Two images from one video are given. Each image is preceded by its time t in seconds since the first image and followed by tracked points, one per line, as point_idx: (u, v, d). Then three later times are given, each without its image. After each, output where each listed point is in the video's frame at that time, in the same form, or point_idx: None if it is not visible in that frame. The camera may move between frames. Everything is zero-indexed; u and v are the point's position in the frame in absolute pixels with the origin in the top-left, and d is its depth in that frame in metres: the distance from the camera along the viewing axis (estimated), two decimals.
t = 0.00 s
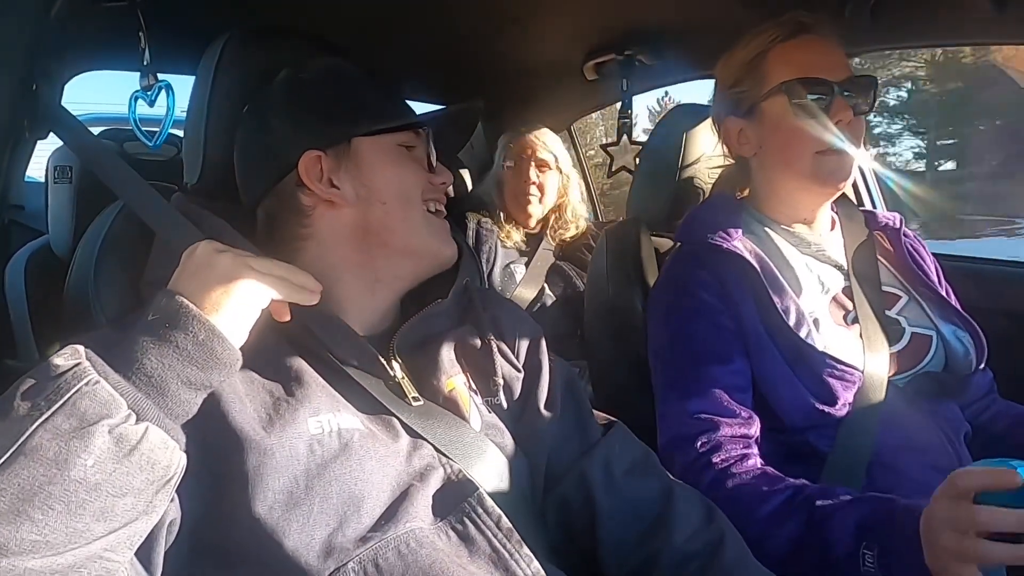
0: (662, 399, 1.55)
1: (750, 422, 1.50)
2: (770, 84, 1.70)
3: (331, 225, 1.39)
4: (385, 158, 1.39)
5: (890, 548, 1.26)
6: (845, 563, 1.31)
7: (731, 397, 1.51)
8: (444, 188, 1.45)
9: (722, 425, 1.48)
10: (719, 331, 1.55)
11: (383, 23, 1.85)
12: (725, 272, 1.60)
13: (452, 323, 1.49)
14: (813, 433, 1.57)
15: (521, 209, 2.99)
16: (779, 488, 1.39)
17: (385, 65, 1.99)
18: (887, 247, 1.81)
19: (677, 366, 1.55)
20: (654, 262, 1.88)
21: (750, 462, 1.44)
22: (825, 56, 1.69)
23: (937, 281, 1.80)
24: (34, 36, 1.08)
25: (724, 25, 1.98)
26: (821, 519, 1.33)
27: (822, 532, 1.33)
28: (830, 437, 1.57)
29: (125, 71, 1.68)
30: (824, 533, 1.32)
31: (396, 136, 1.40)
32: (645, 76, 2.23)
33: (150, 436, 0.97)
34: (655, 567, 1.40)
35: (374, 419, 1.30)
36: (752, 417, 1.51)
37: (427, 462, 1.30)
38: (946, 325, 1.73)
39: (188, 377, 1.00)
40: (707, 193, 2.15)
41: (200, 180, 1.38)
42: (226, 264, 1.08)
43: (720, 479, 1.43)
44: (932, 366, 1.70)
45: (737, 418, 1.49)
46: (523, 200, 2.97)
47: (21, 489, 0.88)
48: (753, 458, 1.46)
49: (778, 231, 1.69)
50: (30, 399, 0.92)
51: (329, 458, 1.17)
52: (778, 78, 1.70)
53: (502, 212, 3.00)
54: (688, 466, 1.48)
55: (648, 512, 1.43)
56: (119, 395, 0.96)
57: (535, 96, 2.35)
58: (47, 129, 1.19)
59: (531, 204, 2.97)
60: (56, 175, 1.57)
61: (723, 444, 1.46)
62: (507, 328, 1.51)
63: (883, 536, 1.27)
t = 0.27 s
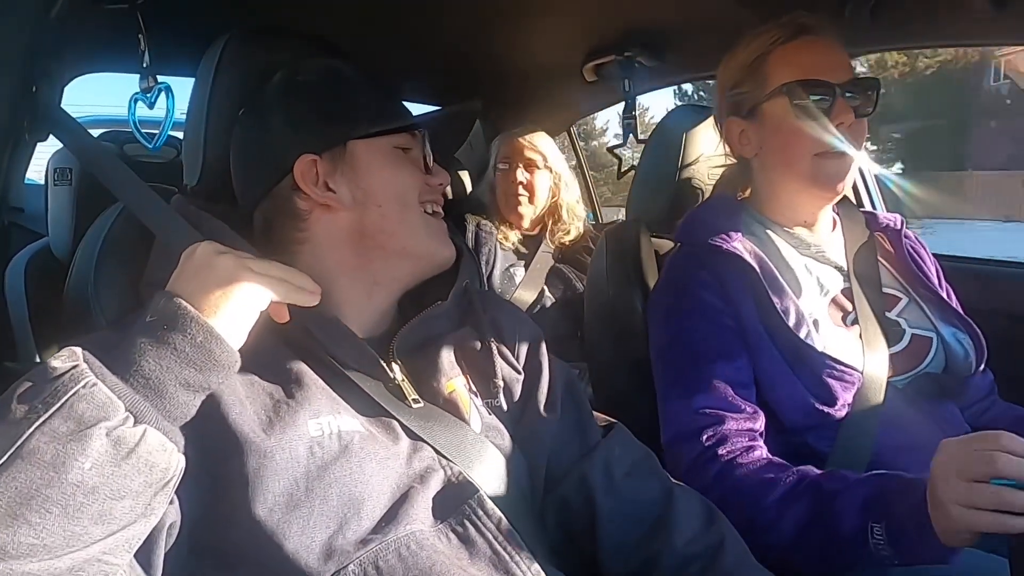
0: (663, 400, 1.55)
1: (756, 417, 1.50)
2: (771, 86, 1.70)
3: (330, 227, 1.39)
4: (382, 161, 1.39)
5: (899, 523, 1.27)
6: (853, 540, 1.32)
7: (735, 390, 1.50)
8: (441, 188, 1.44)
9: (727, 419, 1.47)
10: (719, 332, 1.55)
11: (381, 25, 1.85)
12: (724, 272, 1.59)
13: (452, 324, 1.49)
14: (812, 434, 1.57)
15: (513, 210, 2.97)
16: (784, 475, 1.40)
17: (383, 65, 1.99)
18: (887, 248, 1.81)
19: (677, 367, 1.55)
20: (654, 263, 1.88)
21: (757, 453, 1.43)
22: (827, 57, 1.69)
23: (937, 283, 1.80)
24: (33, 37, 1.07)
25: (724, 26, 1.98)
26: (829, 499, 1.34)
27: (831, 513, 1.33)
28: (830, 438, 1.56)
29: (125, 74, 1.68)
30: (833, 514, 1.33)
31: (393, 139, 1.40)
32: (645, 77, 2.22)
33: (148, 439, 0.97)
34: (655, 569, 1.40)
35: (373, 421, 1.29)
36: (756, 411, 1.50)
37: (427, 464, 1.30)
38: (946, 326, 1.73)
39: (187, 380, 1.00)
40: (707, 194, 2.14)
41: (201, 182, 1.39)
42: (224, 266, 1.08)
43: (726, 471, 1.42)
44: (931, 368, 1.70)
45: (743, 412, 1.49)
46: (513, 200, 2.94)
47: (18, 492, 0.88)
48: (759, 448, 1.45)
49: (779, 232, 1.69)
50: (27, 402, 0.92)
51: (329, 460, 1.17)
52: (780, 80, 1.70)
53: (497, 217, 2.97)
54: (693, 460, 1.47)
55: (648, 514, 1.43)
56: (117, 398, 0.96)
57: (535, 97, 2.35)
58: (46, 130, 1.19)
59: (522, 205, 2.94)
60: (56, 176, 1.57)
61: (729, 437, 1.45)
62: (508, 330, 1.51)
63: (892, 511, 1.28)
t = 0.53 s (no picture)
0: (662, 399, 1.55)
1: (757, 409, 1.49)
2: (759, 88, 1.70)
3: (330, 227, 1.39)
4: (382, 161, 1.39)
5: (902, 503, 1.22)
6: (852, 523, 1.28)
7: (737, 381, 1.51)
8: (441, 189, 1.43)
9: (730, 410, 1.47)
10: (716, 331, 1.55)
11: (380, 24, 1.85)
12: (721, 271, 1.59)
13: (452, 324, 1.50)
14: (811, 433, 1.56)
15: (514, 207, 2.99)
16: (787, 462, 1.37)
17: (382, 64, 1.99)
18: (887, 246, 1.81)
19: (675, 366, 1.55)
20: (653, 263, 1.88)
21: (760, 442, 1.42)
22: (812, 56, 1.69)
23: (937, 281, 1.80)
24: (32, 37, 1.07)
25: (725, 26, 1.98)
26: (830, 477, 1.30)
27: (830, 493, 1.29)
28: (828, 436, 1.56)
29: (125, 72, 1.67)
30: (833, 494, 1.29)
31: (392, 139, 1.40)
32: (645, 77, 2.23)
33: (144, 438, 0.96)
34: (654, 568, 1.40)
35: (373, 420, 1.29)
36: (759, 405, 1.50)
37: (427, 464, 1.30)
38: (945, 324, 1.73)
39: (183, 377, 0.99)
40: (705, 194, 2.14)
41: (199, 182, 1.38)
42: (222, 266, 1.08)
43: (729, 459, 1.40)
44: (931, 366, 1.70)
45: (744, 404, 1.49)
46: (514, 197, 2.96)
47: (14, 493, 0.88)
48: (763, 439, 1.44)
49: (777, 232, 1.69)
50: (21, 402, 0.92)
51: (329, 460, 1.17)
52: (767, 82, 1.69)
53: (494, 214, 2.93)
54: (696, 452, 1.46)
55: (648, 513, 1.43)
56: (113, 397, 0.95)
57: (534, 96, 2.35)
58: (44, 130, 1.19)
59: (524, 201, 2.96)
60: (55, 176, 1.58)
61: (732, 427, 1.44)
62: (508, 330, 1.51)
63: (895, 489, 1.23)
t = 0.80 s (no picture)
0: (662, 399, 1.55)
1: (756, 407, 1.50)
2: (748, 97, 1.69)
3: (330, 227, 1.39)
4: (386, 161, 1.39)
5: (898, 497, 1.21)
6: (849, 517, 1.26)
7: (738, 381, 1.51)
8: (440, 190, 1.45)
9: (728, 408, 1.46)
10: (716, 330, 1.54)
11: (380, 23, 1.85)
12: (722, 270, 1.59)
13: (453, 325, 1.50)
14: (811, 433, 1.56)
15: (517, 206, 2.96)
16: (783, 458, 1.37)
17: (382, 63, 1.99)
18: (891, 244, 1.80)
19: (676, 365, 1.55)
20: (653, 262, 1.88)
21: (757, 439, 1.42)
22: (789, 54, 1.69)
23: (940, 282, 1.80)
24: (33, 37, 1.07)
25: (725, 25, 1.98)
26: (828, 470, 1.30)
27: (826, 487, 1.29)
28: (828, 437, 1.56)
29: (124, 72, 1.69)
30: (829, 488, 1.28)
31: (397, 139, 1.41)
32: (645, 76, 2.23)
33: (147, 440, 0.96)
34: (655, 569, 1.40)
35: (374, 420, 1.29)
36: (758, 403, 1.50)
37: (428, 464, 1.29)
38: (946, 325, 1.73)
39: (185, 380, 0.99)
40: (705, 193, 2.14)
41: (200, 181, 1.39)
42: (227, 267, 1.08)
43: (727, 455, 1.40)
44: (932, 366, 1.70)
45: (744, 402, 1.49)
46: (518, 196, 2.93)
47: (16, 494, 0.88)
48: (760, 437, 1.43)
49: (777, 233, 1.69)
50: (24, 403, 0.91)
51: (330, 459, 1.17)
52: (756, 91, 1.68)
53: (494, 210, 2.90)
54: (694, 450, 1.45)
55: (649, 514, 1.44)
56: (115, 399, 0.95)
57: (534, 95, 2.35)
58: (44, 129, 1.19)
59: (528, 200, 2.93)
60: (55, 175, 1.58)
61: (730, 425, 1.44)
62: (508, 330, 1.51)
63: (890, 482, 1.22)
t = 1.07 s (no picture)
0: (661, 401, 1.55)
1: (758, 410, 1.49)
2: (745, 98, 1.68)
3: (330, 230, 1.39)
4: (384, 163, 1.39)
5: (903, 499, 1.20)
6: (855, 520, 1.26)
7: (739, 384, 1.51)
8: (440, 192, 1.45)
9: (731, 412, 1.46)
10: (715, 332, 1.54)
11: (380, 24, 1.85)
12: (722, 273, 1.59)
13: (452, 327, 1.50)
14: (811, 434, 1.56)
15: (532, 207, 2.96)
16: (786, 461, 1.36)
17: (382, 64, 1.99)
18: (888, 245, 1.81)
19: (675, 366, 1.55)
20: (653, 264, 1.88)
21: (761, 442, 1.41)
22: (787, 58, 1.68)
23: (938, 282, 1.80)
24: (32, 40, 1.07)
25: (725, 27, 1.98)
26: (831, 474, 1.29)
27: (830, 489, 1.28)
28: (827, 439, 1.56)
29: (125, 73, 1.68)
30: (834, 491, 1.28)
31: (396, 140, 1.41)
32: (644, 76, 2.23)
33: (147, 444, 0.96)
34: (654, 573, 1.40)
35: (374, 423, 1.29)
36: (761, 406, 1.50)
37: (428, 466, 1.29)
38: (944, 325, 1.73)
39: (186, 383, 0.98)
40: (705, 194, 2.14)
41: (200, 183, 1.39)
42: (229, 270, 1.08)
43: (730, 459, 1.39)
44: (931, 367, 1.71)
45: (746, 406, 1.48)
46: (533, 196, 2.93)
47: (16, 498, 0.88)
48: (763, 440, 1.43)
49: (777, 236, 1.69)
50: (25, 406, 0.92)
51: (330, 462, 1.17)
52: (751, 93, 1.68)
53: (506, 203, 2.91)
54: (697, 454, 1.44)
55: (648, 517, 1.44)
56: (116, 402, 0.95)
57: (535, 96, 2.35)
58: (43, 131, 1.19)
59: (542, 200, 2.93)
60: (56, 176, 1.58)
61: (733, 428, 1.43)
62: (509, 332, 1.52)
63: (894, 483, 1.21)
